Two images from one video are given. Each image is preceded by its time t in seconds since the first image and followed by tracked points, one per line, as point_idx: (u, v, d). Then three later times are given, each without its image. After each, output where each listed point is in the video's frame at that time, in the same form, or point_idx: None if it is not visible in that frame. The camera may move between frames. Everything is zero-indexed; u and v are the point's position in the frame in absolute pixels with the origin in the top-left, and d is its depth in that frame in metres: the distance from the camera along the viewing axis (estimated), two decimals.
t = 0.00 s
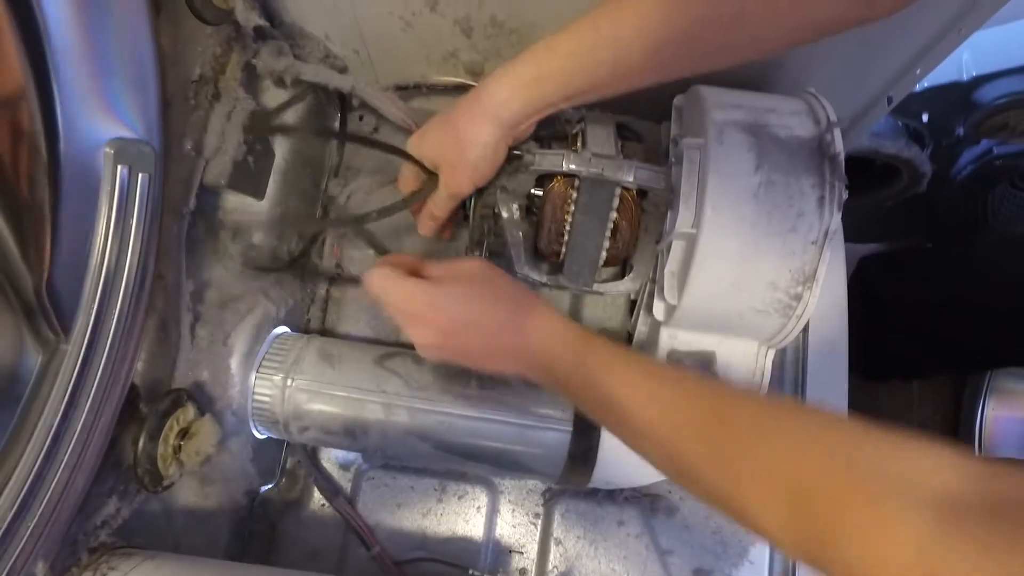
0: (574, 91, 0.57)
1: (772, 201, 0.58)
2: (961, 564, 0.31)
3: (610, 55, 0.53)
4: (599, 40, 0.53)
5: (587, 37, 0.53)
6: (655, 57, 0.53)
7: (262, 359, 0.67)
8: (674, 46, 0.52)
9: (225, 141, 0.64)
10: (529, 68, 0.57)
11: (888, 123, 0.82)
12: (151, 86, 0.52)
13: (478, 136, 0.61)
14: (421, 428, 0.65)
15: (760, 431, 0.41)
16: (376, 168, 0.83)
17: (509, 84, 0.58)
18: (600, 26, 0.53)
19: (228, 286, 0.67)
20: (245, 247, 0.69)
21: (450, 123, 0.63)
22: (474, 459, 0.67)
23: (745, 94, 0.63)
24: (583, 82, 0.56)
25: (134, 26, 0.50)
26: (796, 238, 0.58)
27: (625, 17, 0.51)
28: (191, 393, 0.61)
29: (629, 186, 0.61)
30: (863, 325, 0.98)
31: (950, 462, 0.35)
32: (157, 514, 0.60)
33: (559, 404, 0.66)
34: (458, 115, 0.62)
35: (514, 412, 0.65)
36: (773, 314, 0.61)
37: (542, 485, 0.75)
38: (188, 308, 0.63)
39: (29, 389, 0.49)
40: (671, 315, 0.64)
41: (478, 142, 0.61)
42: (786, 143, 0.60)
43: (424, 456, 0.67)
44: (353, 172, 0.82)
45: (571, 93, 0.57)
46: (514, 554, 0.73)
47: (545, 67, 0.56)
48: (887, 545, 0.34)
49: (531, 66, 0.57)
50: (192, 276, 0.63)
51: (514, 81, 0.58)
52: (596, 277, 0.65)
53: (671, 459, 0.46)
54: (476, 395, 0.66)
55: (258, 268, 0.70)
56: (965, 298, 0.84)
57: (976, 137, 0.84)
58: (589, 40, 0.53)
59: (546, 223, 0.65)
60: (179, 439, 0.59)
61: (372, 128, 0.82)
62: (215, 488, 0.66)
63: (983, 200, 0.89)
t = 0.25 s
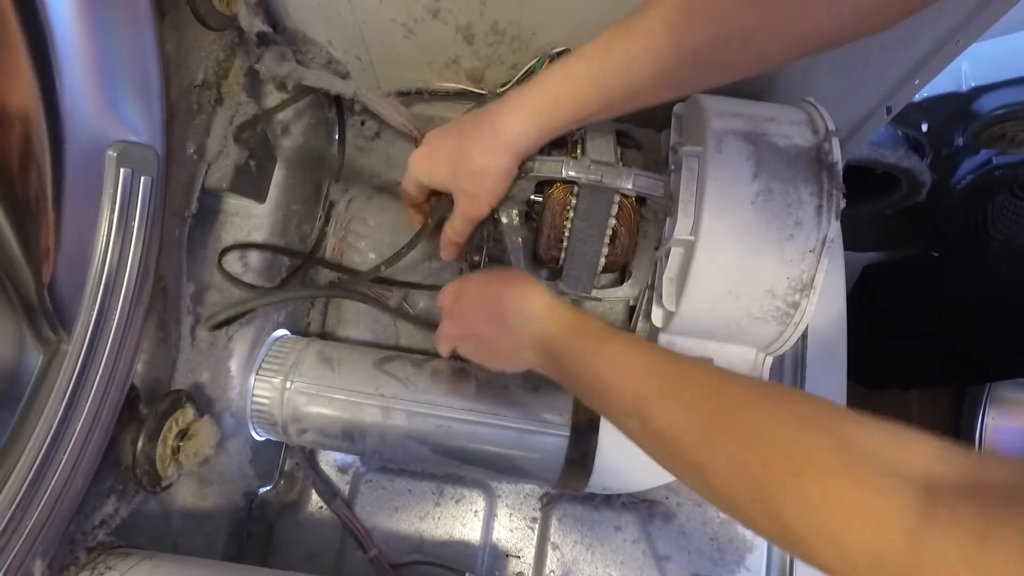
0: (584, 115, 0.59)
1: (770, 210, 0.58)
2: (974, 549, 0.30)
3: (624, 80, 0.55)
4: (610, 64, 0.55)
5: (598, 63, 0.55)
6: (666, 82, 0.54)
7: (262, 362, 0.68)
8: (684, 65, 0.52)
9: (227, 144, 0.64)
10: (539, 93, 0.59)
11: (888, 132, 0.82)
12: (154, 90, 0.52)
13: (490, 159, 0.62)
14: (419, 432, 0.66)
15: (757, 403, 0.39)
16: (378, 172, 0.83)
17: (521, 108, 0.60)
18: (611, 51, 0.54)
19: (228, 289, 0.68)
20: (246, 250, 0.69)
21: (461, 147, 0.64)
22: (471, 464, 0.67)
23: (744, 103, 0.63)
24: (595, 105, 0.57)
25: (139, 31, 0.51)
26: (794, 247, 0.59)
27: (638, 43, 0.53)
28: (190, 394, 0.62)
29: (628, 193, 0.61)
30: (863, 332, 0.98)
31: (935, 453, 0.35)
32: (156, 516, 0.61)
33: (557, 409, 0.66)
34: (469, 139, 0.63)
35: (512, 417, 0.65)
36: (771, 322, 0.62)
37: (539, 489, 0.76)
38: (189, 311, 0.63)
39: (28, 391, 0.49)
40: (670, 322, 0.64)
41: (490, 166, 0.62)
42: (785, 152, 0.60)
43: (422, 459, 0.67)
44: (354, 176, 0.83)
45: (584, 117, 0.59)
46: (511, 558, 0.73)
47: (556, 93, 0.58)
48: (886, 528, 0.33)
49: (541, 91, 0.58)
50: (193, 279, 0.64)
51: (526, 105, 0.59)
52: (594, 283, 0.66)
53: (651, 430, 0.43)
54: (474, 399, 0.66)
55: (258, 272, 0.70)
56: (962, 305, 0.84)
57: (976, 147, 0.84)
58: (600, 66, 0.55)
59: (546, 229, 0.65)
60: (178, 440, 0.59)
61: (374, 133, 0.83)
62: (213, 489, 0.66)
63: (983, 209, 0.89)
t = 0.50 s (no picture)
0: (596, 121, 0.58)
1: (772, 211, 0.58)
2: None
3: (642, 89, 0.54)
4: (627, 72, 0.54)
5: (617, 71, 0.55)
6: (688, 91, 0.54)
7: (264, 359, 0.68)
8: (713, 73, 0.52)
9: (232, 141, 0.65)
10: (554, 100, 0.58)
11: (889, 135, 0.82)
12: (160, 87, 0.52)
13: (499, 164, 0.61)
14: (420, 430, 0.66)
15: (828, 465, 0.36)
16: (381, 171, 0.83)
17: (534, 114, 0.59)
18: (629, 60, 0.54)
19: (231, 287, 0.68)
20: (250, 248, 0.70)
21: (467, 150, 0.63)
22: (472, 463, 0.67)
23: (747, 105, 0.63)
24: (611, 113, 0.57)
25: (146, 28, 0.51)
26: (796, 248, 0.59)
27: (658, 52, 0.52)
28: (193, 391, 0.62)
29: (631, 194, 0.61)
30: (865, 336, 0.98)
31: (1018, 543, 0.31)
32: (157, 512, 0.61)
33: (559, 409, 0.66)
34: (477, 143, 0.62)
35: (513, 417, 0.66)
36: (772, 323, 0.62)
37: (540, 490, 0.76)
38: (193, 307, 0.63)
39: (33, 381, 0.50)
40: (672, 323, 0.64)
41: (497, 172, 0.62)
42: (788, 154, 0.60)
43: (423, 458, 0.68)
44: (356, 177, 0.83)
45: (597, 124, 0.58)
46: (511, 558, 0.73)
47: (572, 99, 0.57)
48: None
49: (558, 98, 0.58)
50: (197, 275, 0.64)
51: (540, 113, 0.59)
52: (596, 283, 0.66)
53: (719, 496, 0.39)
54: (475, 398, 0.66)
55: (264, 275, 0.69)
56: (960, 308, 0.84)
57: (978, 151, 0.84)
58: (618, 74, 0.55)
59: (548, 230, 0.65)
60: (179, 436, 0.59)
61: (378, 133, 0.83)
62: (214, 486, 0.66)
63: (986, 214, 0.88)
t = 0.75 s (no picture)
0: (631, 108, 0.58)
1: (774, 214, 0.58)
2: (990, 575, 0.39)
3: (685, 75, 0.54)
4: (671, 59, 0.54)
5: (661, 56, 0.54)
6: (750, 87, 0.54)
7: (263, 359, 0.68)
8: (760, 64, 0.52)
9: (234, 140, 0.64)
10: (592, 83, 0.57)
11: (893, 139, 0.83)
12: (161, 86, 0.52)
13: (534, 137, 0.60)
14: (419, 431, 0.66)
15: (837, 480, 0.48)
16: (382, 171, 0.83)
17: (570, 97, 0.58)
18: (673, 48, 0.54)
19: (231, 285, 0.67)
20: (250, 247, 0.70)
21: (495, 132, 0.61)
22: (471, 464, 0.67)
23: (749, 108, 0.63)
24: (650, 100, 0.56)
25: (148, 26, 0.51)
26: (798, 251, 0.58)
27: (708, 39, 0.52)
28: (192, 389, 0.62)
29: (633, 195, 0.61)
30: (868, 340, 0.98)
31: (992, 533, 0.41)
32: (155, 510, 0.61)
33: (558, 411, 0.66)
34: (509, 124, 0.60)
35: (513, 418, 0.66)
36: (773, 327, 0.61)
37: (539, 492, 0.75)
38: (192, 306, 0.63)
39: (33, 380, 0.49)
40: (672, 326, 0.64)
41: (529, 145, 0.60)
42: (790, 156, 0.60)
43: (422, 459, 0.67)
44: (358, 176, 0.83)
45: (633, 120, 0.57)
46: (509, 560, 0.73)
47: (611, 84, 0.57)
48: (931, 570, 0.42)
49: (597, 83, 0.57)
50: (197, 274, 0.63)
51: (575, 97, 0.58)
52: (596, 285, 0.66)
53: (833, 512, 0.47)
54: (475, 399, 0.66)
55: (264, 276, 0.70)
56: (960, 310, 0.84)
57: (981, 156, 0.84)
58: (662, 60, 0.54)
59: (549, 231, 0.65)
60: (178, 434, 0.59)
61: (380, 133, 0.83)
62: (212, 486, 0.66)
63: (989, 218, 0.88)
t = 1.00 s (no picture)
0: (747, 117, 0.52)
1: (773, 217, 0.58)
2: None
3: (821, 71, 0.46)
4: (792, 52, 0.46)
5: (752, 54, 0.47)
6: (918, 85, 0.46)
7: (261, 358, 0.67)
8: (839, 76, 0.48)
9: (233, 141, 0.65)
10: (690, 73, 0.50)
11: (894, 143, 0.81)
12: (161, 84, 0.52)
13: (724, 84, 0.48)
14: (417, 432, 0.66)
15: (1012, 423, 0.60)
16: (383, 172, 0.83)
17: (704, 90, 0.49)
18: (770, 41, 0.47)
19: (229, 285, 0.67)
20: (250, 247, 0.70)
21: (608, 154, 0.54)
22: (469, 465, 0.67)
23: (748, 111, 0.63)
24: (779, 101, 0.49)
25: (148, 26, 0.51)
26: (796, 255, 0.58)
27: (811, 47, 0.46)
28: (189, 388, 0.62)
29: (631, 197, 0.62)
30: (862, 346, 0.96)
31: None
32: (152, 509, 0.61)
33: (556, 413, 0.66)
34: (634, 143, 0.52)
35: (510, 419, 0.65)
36: (771, 330, 0.61)
37: (536, 494, 0.75)
38: (190, 305, 0.63)
39: (30, 378, 0.49)
40: (670, 329, 0.64)
41: (718, 88, 0.48)
42: (788, 159, 0.60)
43: (419, 460, 0.67)
44: (358, 177, 0.83)
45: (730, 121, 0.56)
46: (506, 562, 0.73)
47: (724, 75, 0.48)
48: None
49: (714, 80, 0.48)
50: (196, 273, 0.64)
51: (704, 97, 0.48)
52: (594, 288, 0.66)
53: (993, 467, 0.59)
54: (472, 400, 0.66)
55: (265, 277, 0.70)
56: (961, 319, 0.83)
57: (983, 160, 0.84)
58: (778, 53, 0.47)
59: (548, 232, 0.64)
60: (175, 433, 0.59)
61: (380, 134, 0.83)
62: (209, 485, 0.66)
63: (989, 221, 0.88)
